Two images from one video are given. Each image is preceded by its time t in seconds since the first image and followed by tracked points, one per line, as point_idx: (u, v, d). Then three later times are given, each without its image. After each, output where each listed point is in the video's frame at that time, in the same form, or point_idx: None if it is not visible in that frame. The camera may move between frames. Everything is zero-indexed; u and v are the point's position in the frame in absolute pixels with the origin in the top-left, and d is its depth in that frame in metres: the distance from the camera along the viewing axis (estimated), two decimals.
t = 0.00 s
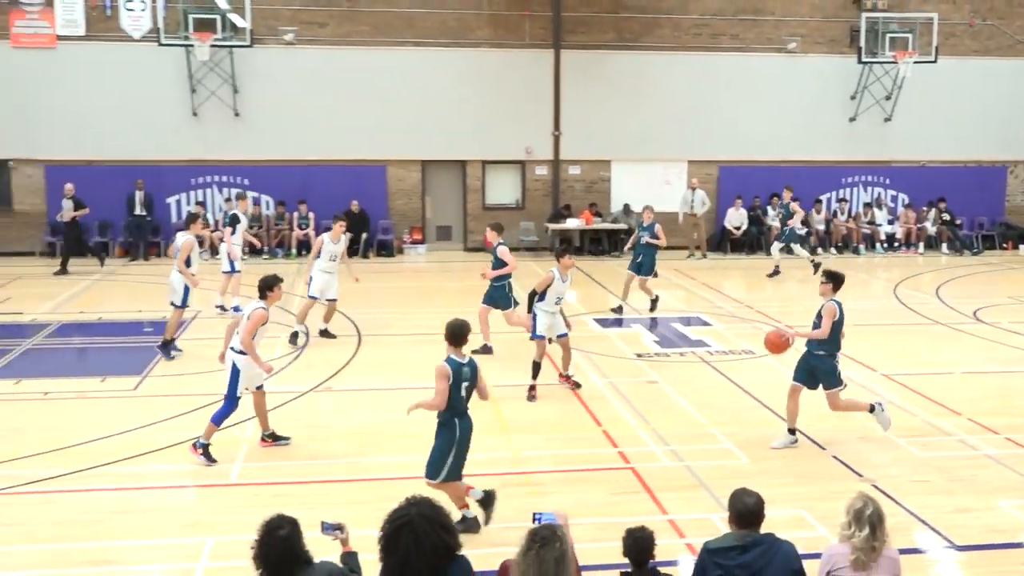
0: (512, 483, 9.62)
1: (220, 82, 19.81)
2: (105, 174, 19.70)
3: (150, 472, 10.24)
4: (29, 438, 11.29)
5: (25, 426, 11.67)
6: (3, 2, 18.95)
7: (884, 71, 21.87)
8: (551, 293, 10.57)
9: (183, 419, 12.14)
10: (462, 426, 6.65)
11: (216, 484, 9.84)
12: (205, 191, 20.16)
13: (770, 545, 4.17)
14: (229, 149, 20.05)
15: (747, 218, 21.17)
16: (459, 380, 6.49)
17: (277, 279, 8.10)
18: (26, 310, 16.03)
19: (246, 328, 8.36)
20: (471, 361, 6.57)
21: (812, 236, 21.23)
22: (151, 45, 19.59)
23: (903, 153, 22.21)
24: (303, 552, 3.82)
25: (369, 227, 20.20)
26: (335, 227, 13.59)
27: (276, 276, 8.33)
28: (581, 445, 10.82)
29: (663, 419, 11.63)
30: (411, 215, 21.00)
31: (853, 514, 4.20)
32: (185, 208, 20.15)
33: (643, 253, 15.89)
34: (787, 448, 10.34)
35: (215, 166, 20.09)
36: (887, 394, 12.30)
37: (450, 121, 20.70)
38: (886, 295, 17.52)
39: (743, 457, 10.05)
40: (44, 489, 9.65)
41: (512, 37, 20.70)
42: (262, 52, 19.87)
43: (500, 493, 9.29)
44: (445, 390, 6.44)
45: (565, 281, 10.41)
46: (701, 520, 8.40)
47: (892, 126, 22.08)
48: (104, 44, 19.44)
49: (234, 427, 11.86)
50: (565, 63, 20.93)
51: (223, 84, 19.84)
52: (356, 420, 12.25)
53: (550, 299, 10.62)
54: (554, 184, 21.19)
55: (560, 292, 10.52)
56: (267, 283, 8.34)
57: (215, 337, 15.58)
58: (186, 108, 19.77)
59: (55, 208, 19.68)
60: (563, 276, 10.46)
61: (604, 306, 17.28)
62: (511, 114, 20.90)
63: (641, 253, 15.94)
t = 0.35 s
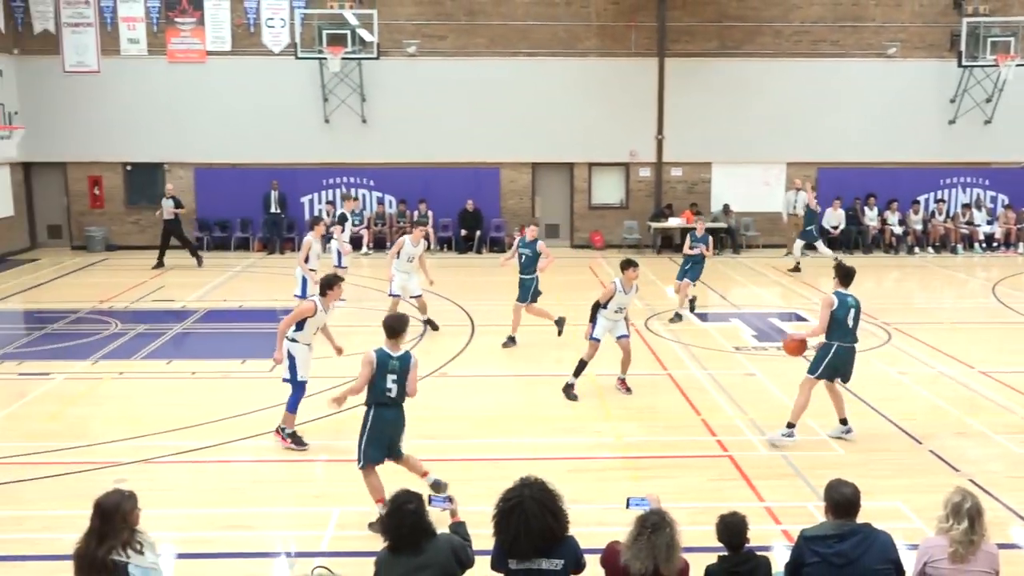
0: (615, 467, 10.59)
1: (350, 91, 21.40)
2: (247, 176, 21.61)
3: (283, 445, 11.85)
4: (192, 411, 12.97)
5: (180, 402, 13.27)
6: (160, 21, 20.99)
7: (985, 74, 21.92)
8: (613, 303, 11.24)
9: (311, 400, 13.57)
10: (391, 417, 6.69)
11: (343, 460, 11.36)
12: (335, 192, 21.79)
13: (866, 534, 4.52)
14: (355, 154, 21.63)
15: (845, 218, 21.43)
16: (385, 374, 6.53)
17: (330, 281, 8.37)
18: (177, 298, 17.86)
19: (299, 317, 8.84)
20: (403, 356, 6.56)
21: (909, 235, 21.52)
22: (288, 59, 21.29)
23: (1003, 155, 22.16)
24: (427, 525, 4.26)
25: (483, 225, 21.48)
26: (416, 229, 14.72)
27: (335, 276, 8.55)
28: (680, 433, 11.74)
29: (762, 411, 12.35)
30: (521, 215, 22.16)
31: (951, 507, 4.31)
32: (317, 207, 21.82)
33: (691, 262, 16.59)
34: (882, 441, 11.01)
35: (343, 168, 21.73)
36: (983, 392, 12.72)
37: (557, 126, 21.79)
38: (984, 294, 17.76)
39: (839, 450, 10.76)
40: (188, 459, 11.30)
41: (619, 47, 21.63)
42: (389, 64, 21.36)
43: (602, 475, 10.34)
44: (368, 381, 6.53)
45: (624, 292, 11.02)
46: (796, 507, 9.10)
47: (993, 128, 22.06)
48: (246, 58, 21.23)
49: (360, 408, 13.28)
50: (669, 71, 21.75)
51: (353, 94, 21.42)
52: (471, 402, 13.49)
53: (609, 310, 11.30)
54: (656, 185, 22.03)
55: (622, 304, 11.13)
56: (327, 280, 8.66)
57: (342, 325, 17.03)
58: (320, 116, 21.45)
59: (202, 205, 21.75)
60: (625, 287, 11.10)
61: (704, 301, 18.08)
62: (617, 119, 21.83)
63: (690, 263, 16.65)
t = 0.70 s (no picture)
0: (681, 467, 10.49)
1: (415, 88, 21.58)
2: (315, 172, 21.95)
3: (345, 438, 12.05)
4: (260, 403, 13.21)
5: (247, 394, 13.51)
6: (232, 21, 21.39)
7: None
8: (653, 304, 11.59)
9: (373, 395, 13.73)
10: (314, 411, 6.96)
11: (406, 453, 11.49)
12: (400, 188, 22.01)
13: (939, 539, 4.40)
14: (420, 150, 21.83)
15: (917, 215, 20.98)
16: (308, 367, 6.82)
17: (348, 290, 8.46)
18: (245, 292, 18.21)
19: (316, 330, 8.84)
20: (330, 350, 6.83)
21: (985, 233, 20.87)
22: (355, 56, 21.50)
23: None
24: (495, 524, 4.27)
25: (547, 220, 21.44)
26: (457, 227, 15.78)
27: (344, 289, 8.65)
28: (744, 432, 11.60)
29: (831, 412, 12.13)
30: (584, 210, 22.12)
31: None
32: (382, 202, 22.08)
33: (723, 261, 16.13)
34: (956, 443, 10.74)
35: (408, 164, 21.93)
36: None
37: (621, 122, 21.65)
38: None
39: (910, 451, 10.52)
40: (254, 450, 11.54)
41: (685, 41, 21.38)
42: (455, 60, 21.46)
43: (664, 473, 10.27)
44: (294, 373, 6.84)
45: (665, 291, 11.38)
46: (865, 511, 8.90)
47: None
48: (315, 57, 21.52)
49: (422, 402, 13.39)
50: (736, 66, 21.44)
51: (418, 90, 21.60)
52: (532, 398, 13.53)
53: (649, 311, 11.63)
54: (722, 181, 21.77)
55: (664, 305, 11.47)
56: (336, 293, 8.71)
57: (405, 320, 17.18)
58: (385, 112, 21.66)
59: (270, 201, 22.15)
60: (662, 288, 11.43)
61: (770, 298, 17.81)
62: (682, 114, 21.61)
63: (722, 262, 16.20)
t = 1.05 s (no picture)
0: (737, 470, 10.37)
1: (471, 89, 21.68)
2: (371, 173, 22.15)
3: (399, 438, 12.13)
4: (316, 401, 13.47)
5: (304, 393, 13.79)
6: (291, 24, 21.68)
7: None
8: (692, 315, 11.45)
9: (427, 395, 13.79)
10: (258, 400, 7.23)
11: (460, 453, 11.54)
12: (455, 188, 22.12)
13: (1005, 549, 4.28)
14: (475, 151, 21.91)
15: (982, 216, 20.34)
16: (255, 354, 7.15)
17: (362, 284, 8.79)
18: (303, 291, 18.46)
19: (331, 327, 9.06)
20: (275, 342, 7.13)
21: None
22: (412, 58, 21.64)
23: None
24: (554, 527, 4.25)
25: (601, 221, 21.36)
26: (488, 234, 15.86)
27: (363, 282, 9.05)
28: (803, 436, 11.42)
29: (891, 416, 11.90)
30: (639, 211, 22.00)
31: None
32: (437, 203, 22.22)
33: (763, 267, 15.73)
34: None
35: (463, 165, 22.04)
36: None
37: (676, 122, 21.47)
38: None
39: (975, 458, 10.26)
40: (311, 449, 11.68)
41: (743, 40, 21.13)
42: (510, 62, 21.51)
43: (720, 477, 10.15)
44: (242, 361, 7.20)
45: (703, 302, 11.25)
46: (927, 518, 8.69)
47: None
48: (372, 58, 21.71)
49: (477, 402, 13.44)
50: (795, 65, 21.12)
51: (474, 92, 21.69)
52: (586, 399, 13.49)
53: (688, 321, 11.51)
54: (780, 181, 21.48)
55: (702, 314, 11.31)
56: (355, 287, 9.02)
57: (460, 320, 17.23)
58: (441, 113, 21.80)
59: (327, 202, 22.43)
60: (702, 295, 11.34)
61: (829, 301, 17.53)
62: (740, 114, 21.37)
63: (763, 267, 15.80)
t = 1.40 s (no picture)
0: (777, 473, 10.27)
1: (508, 90, 21.71)
2: (410, 174, 22.27)
3: (437, 438, 12.18)
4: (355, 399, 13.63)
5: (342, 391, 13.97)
6: (332, 26, 21.86)
7: None
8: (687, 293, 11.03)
9: (465, 395, 13.84)
10: (242, 398, 7.49)
11: (497, 453, 11.56)
12: (493, 189, 22.17)
13: None
14: (512, 152, 21.94)
15: None
16: (236, 355, 7.43)
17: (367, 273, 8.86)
18: (342, 291, 18.59)
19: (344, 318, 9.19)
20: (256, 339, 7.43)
21: None
22: (450, 59, 21.72)
23: None
24: (597, 530, 4.26)
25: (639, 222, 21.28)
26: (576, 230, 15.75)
27: (374, 272, 9.03)
28: (845, 440, 11.27)
29: (935, 420, 11.73)
30: (678, 212, 21.87)
31: None
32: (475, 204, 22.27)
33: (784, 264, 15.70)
34: None
35: (501, 166, 22.07)
36: None
37: (715, 122, 21.32)
38: None
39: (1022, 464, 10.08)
40: (350, 447, 11.78)
41: (783, 38, 20.91)
42: (548, 62, 21.50)
43: (759, 480, 10.06)
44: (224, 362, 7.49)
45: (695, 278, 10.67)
46: (971, 524, 8.54)
47: None
48: (411, 60, 21.81)
49: (515, 403, 13.45)
50: (836, 64, 20.86)
51: (511, 92, 21.72)
52: (623, 400, 13.44)
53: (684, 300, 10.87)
54: (821, 182, 21.26)
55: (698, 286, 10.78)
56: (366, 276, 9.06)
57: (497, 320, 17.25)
58: (479, 114, 21.85)
59: (366, 203, 22.58)
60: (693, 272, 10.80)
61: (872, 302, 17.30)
62: (779, 113, 21.16)
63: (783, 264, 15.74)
